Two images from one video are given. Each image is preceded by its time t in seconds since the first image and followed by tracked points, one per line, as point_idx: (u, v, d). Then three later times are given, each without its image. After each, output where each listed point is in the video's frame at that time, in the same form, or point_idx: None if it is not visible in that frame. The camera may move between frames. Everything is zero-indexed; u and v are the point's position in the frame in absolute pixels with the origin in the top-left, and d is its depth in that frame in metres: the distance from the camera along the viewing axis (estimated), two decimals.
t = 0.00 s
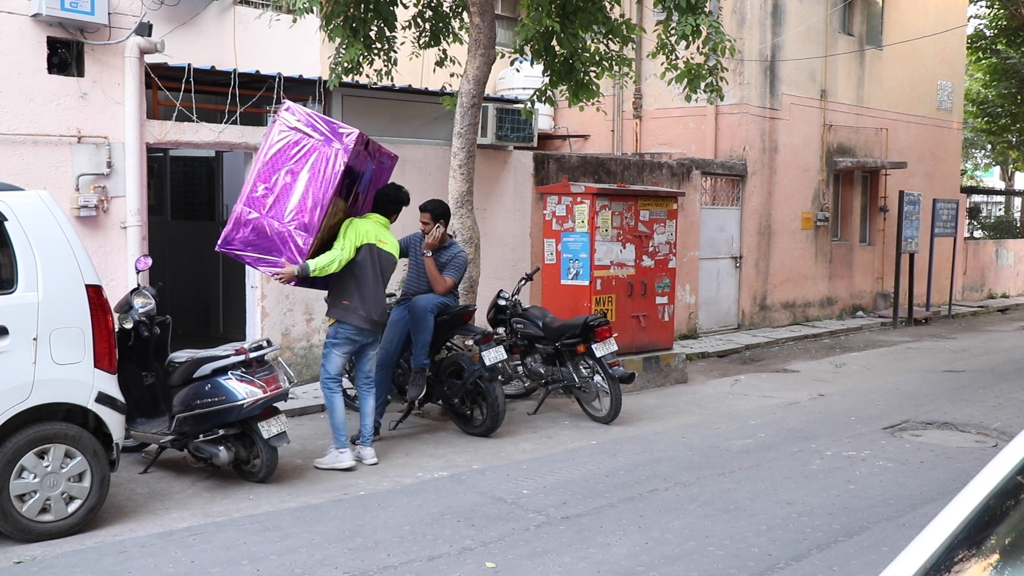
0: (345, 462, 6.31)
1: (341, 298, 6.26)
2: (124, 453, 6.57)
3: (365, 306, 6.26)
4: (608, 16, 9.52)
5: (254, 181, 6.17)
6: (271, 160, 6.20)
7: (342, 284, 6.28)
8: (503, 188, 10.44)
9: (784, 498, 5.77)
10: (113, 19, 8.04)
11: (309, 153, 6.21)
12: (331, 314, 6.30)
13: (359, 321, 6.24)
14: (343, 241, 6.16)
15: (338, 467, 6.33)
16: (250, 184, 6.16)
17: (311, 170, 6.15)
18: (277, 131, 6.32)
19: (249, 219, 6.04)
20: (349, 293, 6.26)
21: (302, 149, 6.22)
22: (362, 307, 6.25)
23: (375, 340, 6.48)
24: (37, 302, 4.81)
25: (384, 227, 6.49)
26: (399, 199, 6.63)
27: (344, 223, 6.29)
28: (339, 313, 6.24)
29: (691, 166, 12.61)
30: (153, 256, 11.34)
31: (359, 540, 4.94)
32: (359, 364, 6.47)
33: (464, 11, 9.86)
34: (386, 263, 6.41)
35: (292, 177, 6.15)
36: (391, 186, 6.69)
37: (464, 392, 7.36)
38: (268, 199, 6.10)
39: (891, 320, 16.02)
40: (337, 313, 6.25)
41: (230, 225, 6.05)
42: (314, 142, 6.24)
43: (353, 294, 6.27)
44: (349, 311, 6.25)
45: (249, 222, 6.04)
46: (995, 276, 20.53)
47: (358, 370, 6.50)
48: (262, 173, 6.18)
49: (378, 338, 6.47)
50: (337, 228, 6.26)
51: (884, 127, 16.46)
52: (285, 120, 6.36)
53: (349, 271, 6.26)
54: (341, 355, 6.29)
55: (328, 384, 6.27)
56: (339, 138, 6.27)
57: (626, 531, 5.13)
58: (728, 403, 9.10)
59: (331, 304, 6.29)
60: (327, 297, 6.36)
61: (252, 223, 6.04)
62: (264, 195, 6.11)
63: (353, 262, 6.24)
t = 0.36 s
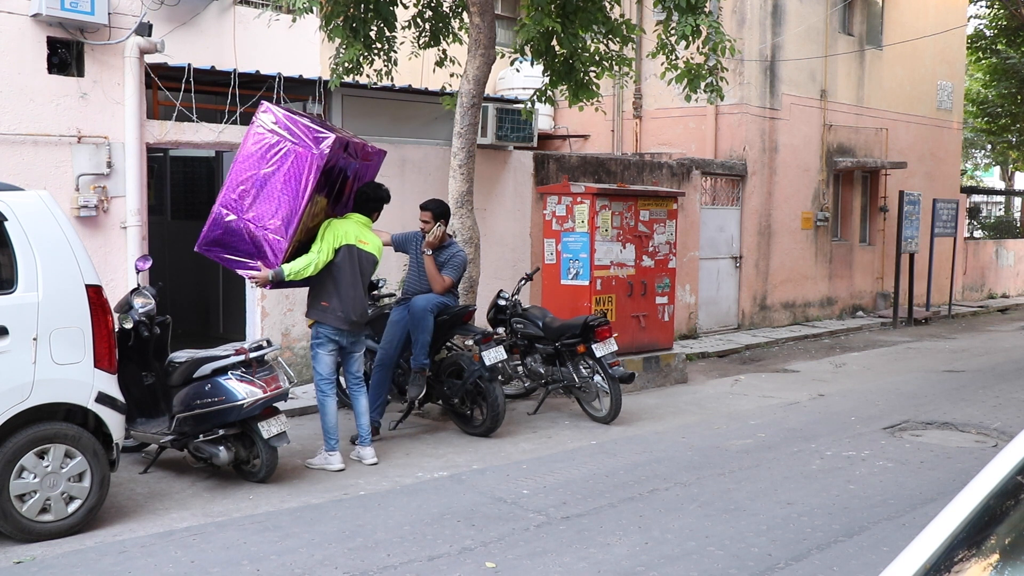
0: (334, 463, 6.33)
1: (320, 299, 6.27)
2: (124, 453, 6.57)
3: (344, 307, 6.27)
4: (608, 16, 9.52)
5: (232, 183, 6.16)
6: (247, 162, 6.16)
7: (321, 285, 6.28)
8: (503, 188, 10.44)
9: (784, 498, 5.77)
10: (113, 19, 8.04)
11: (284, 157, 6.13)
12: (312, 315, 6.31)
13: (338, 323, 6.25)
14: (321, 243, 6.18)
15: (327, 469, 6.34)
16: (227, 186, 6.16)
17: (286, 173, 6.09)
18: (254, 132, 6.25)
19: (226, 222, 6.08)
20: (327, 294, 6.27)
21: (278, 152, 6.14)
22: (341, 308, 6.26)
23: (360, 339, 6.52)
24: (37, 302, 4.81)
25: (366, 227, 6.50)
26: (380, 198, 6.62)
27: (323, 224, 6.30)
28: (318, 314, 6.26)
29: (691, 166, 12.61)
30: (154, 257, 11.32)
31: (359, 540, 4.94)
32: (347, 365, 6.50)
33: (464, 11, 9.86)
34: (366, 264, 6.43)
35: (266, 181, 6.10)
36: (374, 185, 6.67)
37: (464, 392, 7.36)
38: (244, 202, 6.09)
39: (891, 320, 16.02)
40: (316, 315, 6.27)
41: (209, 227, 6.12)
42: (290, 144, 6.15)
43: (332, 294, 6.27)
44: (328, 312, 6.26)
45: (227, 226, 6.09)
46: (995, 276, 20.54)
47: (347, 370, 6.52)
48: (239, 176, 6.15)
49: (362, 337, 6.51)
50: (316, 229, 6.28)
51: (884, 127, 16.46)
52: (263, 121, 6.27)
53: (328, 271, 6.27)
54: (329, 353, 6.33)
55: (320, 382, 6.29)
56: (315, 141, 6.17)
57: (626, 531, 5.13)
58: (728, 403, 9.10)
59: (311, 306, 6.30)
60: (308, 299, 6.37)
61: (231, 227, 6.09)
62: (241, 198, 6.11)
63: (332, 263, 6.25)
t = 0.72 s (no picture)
0: (334, 463, 6.32)
1: (318, 301, 6.29)
2: (124, 453, 6.57)
3: (342, 306, 6.28)
4: (608, 16, 9.52)
5: (222, 186, 6.04)
6: (238, 167, 6.03)
7: (318, 286, 6.31)
8: (503, 188, 10.44)
9: (783, 498, 5.77)
10: (113, 19, 8.04)
11: (278, 163, 6.05)
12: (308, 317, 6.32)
13: (337, 322, 6.26)
14: (316, 246, 6.23)
15: (328, 469, 6.34)
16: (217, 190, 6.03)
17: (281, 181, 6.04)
18: (243, 134, 6.09)
19: (221, 228, 6.01)
20: (324, 295, 6.29)
21: (271, 158, 6.06)
22: (339, 307, 6.27)
23: (356, 338, 6.54)
24: (37, 302, 4.81)
25: (359, 225, 6.53)
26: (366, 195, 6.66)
27: (316, 226, 6.33)
28: (316, 315, 6.27)
29: (691, 166, 12.61)
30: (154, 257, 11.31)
31: (359, 540, 4.94)
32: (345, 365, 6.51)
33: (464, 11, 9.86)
34: (359, 261, 6.45)
35: (261, 187, 6.03)
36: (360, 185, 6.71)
37: (464, 392, 7.35)
38: (239, 207, 6.02)
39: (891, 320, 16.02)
40: (314, 316, 6.28)
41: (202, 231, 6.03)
42: (284, 150, 6.08)
43: (328, 295, 6.30)
44: (325, 313, 6.27)
45: (222, 231, 6.02)
46: (995, 276, 20.53)
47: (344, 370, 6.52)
48: (230, 180, 6.03)
49: (358, 336, 6.53)
50: (310, 232, 6.30)
51: (884, 126, 16.46)
52: (252, 124, 6.12)
53: (324, 272, 6.31)
54: (327, 354, 6.34)
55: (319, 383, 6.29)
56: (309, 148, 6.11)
57: (626, 531, 5.13)
58: (728, 403, 9.10)
59: (308, 308, 6.32)
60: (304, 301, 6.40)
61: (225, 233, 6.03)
62: (235, 203, 6.02)
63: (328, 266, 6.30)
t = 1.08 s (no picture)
0: (334, 463, 6.32)
1: (312, 300, 6.29)
2: (124, 453, 6.57)
3: (336, 306, 6.28)
4: (608, 16, 9.52)
5: (221, 184, 6.06)
6: (237, 166, 6.07)
7: (311, 286, 6.31)
8: (503, 188, 10.44)
9: (783, 498, 5.77)
10: (113, 19, 8.04)
11: (277, 162, 6.08)
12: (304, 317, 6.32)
13: (331, 321, 6.26)
14: (309, 246, 6.20)
15: (327, 469, 6.34)
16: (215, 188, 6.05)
17: (279, 179, 6.06)
18: (243, 133, 6.15)
19: (218, 225, 6.02)
20: (318, 295, 6.29)
21: (270, 156, 6.10)
22: (332, 306, 6.27)
23: (352, 337, 6.50)
24: (38, 302, 4.81)
25: (352, 225, 6.50)
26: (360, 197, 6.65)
27: (310, 226, 6.28)
28: (310, 315, 6.28)
29: (691, 166, 12.61)
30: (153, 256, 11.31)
31: (359, 540, 4.94)
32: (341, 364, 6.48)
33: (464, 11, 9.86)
34: (352, 261, 6.44)
35: (259, 185, 6.05)
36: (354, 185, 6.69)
37: (464, 392, 7.35)
38: (236, 205, 6.03)
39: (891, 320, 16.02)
40: (309, 315, 6.29)
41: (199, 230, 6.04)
42: (282, 149, 6.11)
43: (322, 294, 6.29)
44: (320, 312, 6.27)
45: (219, 229, 6.02)
46: (995, 276, 20.54)
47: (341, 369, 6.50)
48: (229, 178, 6.06)
49: (353, 334, 6.48)
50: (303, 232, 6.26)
51: (884, 126, 16.46)
52: (252, 123, 6.18)
53: (317, 272, 6.30)
54: (323, 354, 6.34)
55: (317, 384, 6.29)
56: (307, 147, 6.14)
57: (626, 531, 5.13)
58: (728, 403, 9.09)
59: (303, 307, 6.32)
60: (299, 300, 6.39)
61: (222, 231, 6.03)
62: (232, 201, 6.03)
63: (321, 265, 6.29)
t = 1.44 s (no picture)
0: (333, 462, 6.32)
1: (305, 300, 6.28)
2: (123, 453, 6.57)
3: (328, 306, 6.29)
4: (608, 16, 9.52)
5: (214, 185, 6.03)
6: (232, 166, 6.06)
7: (303, 286, 6.30)
8: (503, 188, 10.44)
9: (783, 498, 5.77)
10: (113, 19, 8.04)
11: (273, 164, 6.09)
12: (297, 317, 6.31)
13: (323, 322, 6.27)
14: (303, 246, 6.22)
15: (327, 469, 6.33)
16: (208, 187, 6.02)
17: (274, 182, 6.07)
18: (238, 133, 6.13)
19: (211, 225, 6.00)
20: (310, 295, 6.29)
21: (265, 158, 6.10)
22: (324, 306, 6.28)
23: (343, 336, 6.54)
24: (37, 302, 4.81)
25: (342, 225, 6.56)
26: (352, 198, 6.74)
27: (302, 226, 6.29)
28: (302, 315, 6.27)
29: (691, 166, 12.61)
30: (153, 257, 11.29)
31: (359, 540, 4.94)
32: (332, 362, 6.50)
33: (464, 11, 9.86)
34: (345, 263, 6.50)
35: (253, 187, 6.05)
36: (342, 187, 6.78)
37: (464, 392, 7.35)
38: (230, 206, 6.02)
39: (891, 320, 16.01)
40: (300, 316, 6.28)
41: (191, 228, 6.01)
42: (279, 152, 6.12)
43: (315, 294, 6.29)
44: (312, 312, 6.27)
45: (212, 229, 6.01)
46: (995, 276, 20.54)
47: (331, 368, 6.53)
48: (224, 179, 6.04)
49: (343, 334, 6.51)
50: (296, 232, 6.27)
51: (884, 126, 16.46)
52: (247, 124, 6.16)
53: (309, 272, 6.30)
54: (319, 353, 6.35)
55: (313, 383, 6.32)
56: (304, 150, 6.16)
57: (626, 531, 5.13)
58: (728, 403, 9.09)
59: (295, 307, 6.31)
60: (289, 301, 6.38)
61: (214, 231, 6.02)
62: (226, 202, 6.02)
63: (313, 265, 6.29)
